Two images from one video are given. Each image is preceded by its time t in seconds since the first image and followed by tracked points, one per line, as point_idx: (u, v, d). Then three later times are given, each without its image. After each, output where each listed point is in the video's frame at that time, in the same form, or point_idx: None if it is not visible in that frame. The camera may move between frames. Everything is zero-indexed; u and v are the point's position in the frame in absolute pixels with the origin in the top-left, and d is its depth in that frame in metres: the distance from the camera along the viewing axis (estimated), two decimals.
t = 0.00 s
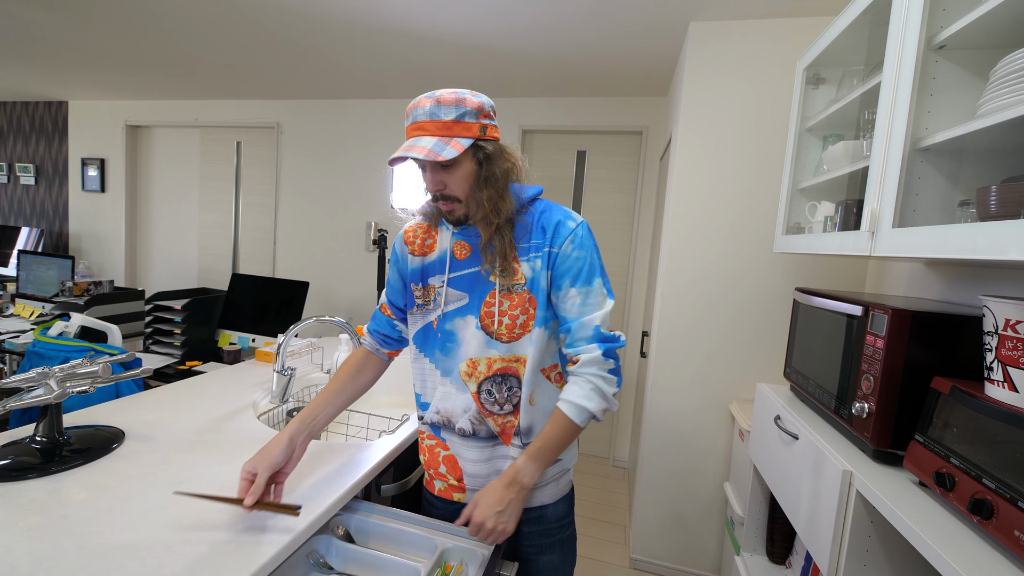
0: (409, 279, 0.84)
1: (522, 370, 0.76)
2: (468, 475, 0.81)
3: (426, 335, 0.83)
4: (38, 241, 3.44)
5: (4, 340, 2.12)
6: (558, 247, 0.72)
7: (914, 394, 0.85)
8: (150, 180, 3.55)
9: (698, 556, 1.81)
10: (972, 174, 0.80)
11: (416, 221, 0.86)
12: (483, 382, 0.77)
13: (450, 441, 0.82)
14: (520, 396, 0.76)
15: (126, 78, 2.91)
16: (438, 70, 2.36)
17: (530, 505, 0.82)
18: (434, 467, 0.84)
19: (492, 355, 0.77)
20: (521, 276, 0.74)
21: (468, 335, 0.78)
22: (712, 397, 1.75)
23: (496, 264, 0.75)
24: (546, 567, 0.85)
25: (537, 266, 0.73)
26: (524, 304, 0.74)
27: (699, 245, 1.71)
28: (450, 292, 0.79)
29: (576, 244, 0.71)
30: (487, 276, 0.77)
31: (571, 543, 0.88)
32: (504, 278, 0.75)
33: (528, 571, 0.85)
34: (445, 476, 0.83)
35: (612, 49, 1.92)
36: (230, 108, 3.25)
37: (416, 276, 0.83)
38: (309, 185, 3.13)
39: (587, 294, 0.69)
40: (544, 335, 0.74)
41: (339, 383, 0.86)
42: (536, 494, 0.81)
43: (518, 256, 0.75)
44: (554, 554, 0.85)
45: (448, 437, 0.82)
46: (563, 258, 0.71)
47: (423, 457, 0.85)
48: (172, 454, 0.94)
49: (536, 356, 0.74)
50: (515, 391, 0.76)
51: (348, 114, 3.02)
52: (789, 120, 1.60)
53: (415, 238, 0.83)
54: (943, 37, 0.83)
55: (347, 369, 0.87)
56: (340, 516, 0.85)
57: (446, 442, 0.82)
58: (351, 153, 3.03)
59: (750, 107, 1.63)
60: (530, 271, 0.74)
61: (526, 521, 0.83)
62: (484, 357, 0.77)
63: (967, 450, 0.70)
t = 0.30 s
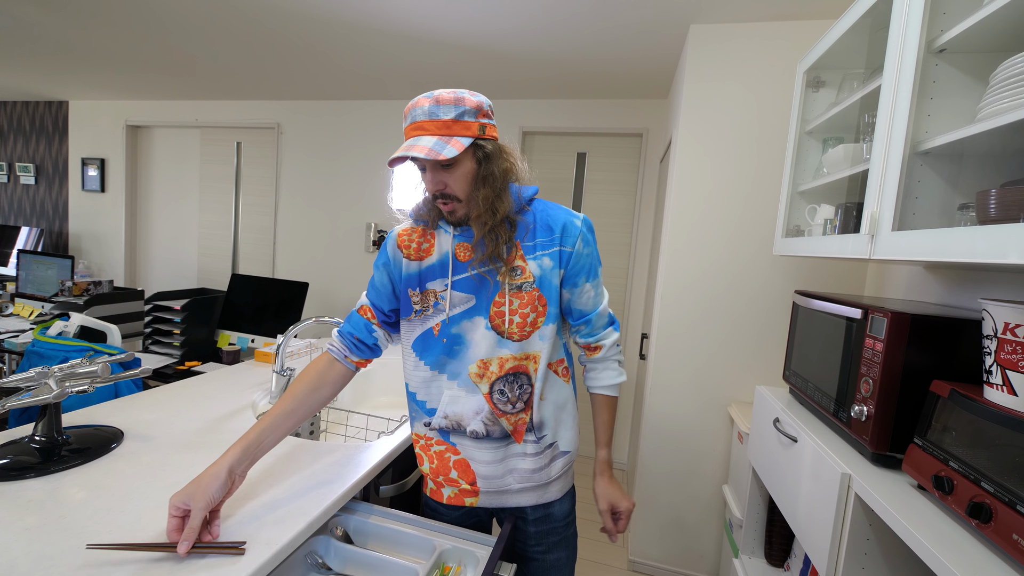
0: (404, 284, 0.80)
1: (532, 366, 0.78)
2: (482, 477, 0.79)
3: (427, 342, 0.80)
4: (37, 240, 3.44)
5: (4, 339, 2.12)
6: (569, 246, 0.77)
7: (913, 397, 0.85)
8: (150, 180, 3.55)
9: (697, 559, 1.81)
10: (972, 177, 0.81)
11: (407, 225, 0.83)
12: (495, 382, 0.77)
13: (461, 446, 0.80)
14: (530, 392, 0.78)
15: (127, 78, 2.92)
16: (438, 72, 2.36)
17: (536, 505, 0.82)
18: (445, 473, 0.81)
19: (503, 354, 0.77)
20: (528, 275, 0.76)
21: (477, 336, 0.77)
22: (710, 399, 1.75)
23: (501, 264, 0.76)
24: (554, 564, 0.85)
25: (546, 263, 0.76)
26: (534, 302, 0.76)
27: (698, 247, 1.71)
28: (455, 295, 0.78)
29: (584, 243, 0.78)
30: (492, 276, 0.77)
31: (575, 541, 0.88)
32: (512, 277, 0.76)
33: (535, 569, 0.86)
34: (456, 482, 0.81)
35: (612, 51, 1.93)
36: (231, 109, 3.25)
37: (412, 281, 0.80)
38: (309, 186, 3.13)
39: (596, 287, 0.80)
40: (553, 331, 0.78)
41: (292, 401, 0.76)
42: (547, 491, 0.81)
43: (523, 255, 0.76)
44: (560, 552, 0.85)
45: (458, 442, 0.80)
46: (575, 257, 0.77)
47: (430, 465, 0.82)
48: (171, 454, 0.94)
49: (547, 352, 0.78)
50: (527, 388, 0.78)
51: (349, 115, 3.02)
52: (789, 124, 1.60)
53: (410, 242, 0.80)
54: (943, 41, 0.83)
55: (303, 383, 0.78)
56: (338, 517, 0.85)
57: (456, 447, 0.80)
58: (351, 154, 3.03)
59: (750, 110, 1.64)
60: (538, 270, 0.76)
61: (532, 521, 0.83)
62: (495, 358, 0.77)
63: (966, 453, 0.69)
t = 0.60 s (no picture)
0: (407, 284, 0.78)
1: (537, 367, 0.79)
2: (487, 479, 0.79)
3: (431, 343, 0.79)
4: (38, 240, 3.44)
5: (5, 338, 2.12)
6: (575, 248, 0.78)
7: (913, 398, 0.85)
8: (151, 180, 3.55)
9: (697, 560, 1.81)
10: (973, 178, 0.81)
11: (409, 223, 0.81)
12: (501, 385, 0.77)
13: (465, 448, 0.79)
14: (535, 393, 0.79)
15: (129, 78, 2.92)
16: (439, 71, 2.36)
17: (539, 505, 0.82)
18: (448, 476, 0.80)
19: (510, 356, 0.77)
20: (535, 277, 0.76)
21: (483, 338, 0.77)
22: (711, 400, 1.75)
23: (509, 265, 0.76)
24: (557, 562, 0.86)
25: (553, 265, 0.76)
26: (541, 304, 0.76)
27: (699, 248, 1.71)
28: (460, 296, 0.77)
29: (588, 246, 0.79)
30: (499, 278, 0.76)
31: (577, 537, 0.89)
32: (519, 278, 0.76)
33: (538, 568, 0.86)
34: (461, 484, 0.80)
35: (612, 51, 1.93)
36: (232, 108, 3.25)
37: (416, 282, 0.78)
38: (310, 186, 3.13)
39: (597, 289, 0.82)
40: (558, 333, 0.79)
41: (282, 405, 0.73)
42: (551, 491, 0.82)
43: (530, 256, 0.76)
44: (563, 549, 0.86)
45: (462, 444, 0.79)
46: (580, 258, 0.78)
47: (433, 468, 0.81)
48: (172, 453, 0.94)
49: (552, 354, 0.79)
50: (532, 389, 0.78)
51: (349, 115, 3.02)
52: (789, 124, 1.60)
53: (413, 241, 0.78)
54: (945, 41, 0.83)
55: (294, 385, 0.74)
56: (338, 516, 0.85)
57: (460, 450, 0.79)
58: (352, 153, 3.03)
59: (751, 110, 1.63)
60: (545, 271, 0.76)
61: (535, 520, 0.83)
62: (501, 359, 0.77)
63: (966, 454, 0.69)
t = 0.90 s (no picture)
0: (413, 283, 0.79)
1: (543, 368, 0.78)
2: (491, 480, 0.79)
3: (437, 343, 0.79)
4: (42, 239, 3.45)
5: (9, 337, 2.13)
6: (582, 248, 0.77)
7: (918, 398, 0.84)
8: (154, 179, 3.56)
9: (699, 560, 1.81)
10: (979, 176, 0.80)
11: (417, 222, 0.81)
12: (507, 385, 0.77)
13: (470, 448, 0.79)
14: (541, 394, 0.78)
15: (132, 78, 2.93)
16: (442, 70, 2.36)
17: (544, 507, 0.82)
18: (453, 475, 0.80)
19: (516, 356, 0.77)
20: (542, 276, 0.76)
21: (489, 338, 0.77)
22: (713, 399, 1.74)
23: (516, 265, 0.75)
24: (562, 564, 0.86)
25: (560, 265, 0.76)
26: (548, 304, 0.76)
27: (701, 247, 1.71)
28: (467, 295, 0.77)
29: (595, 246, 0.79)
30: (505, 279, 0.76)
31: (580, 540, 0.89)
32: (526, 278, 0.75)
33: (541, 569, 0.86)
34: (466, 484, 0.80)
35: (614, 50, 1.92)
36: (234, 108, 3.26)
37: (423, 281, 0.78)
38: (312, 185, 3.14)
39: (603, 290, 0.81)
40: (565, 333, 0.79)
41: (293, 404, 0.74)
42: (556, 492, 0.82)
43: (537, 256, 0.76)
44: (568, 551, 0.86)
45: (467, 444, 0.79)
46: (587, 258, 0.78)
47: (437, 467, 0.81)
48: (176, 451, 0.94)
49: (558, 354, 0.79)
50: (539, 390, 0.78)
51: (352, 114, 3.02)
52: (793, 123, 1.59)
53: (420, 241, 0.78)
54: (951, 38, 0.83)
55: (304, 385, 0.76)
56: (342, 514, 0.85)
57: (465, 450, 0.80)
58: (354, 153, 3.04)
59: (754, 109, 1.63)
60: (552, 271, 0.76)
61: (540, 522, 0.83)
62: (507, 359, 0.77)
63: (971, 454, 0.69)
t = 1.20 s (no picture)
0: (419, 282, 0.79)
1: (551, 369, 0.79)
2: (497, 480, 0.79)
3: (443, 342, 0.79)
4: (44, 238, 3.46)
5: (11, 336, 2.14)
6: (590, 246, 0.78)
7: (919, 397, 0.84)
8: (155, 179, 3.56)
9: (700, 559, 1.81)
10: (979, 175, 0.80)
11: (421, 221, 0.81)
12: (513, 386, 0.77)
13: (476, 449, 0.79)
14: (548, 395, 0.79)
15: (133, 77, 2.93)
16: (442, 69, 2.35)
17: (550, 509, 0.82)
18: (459, 475, 0.80)
19: (522, 357, 0.77)
20: (549, 276, 0.76)
21: (495, 338, 0.77)
22: (715, 399, 1.75)
23: (521, 265, 0.76)
24: (566, 567, 0.86)
25: (567, 264, 0.76)
26: (554, 304, 0.76)
27: (701, 246, 1.71)
28: (472, 295, 0.77)
29: (603, 244, 0.79)
30: (511, 278, 0.76)
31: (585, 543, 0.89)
32: (532, 277, 0.76)
33: (546, 571, 0.86)
34: (471, 484, 0.80)
35: (614, 49, 1.92)
36: (235, 107, 3.27)
37: (428, 280, 0.79)
38: (313, 184, 3.14)
39: (611, 290, 0.81)
40: (572, 333, 0.79)
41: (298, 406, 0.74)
42: (562, 495, 0.82)
43: (544, 255, 0.76)
44: (572, 555, 0.86)
45: (473, 444, 0.80)
46: (595, 257, 0.78)
47: (443, 467, 0.81)
48: (177, 450, 0.95)
49: (566, 355, 0.79)
50: (546, 391, 0.78)
51: (352, 113, 3.02)
52: (793, 122, 1.59)
53: (424, 239, 0.78)
54: (951, 37, 0.83)
55: (310, 386, 0.76)
56: (342, 513, 0.85)
57: (471, 450, 0.80)
58: (354, 152, 3.04)
59: (755, 108, 1.63)
60: (559, 270, 0.76)
61: (545, 525, 0.83)
62: (513, 360, 0.77)
63: (972, 453, 0.69)
